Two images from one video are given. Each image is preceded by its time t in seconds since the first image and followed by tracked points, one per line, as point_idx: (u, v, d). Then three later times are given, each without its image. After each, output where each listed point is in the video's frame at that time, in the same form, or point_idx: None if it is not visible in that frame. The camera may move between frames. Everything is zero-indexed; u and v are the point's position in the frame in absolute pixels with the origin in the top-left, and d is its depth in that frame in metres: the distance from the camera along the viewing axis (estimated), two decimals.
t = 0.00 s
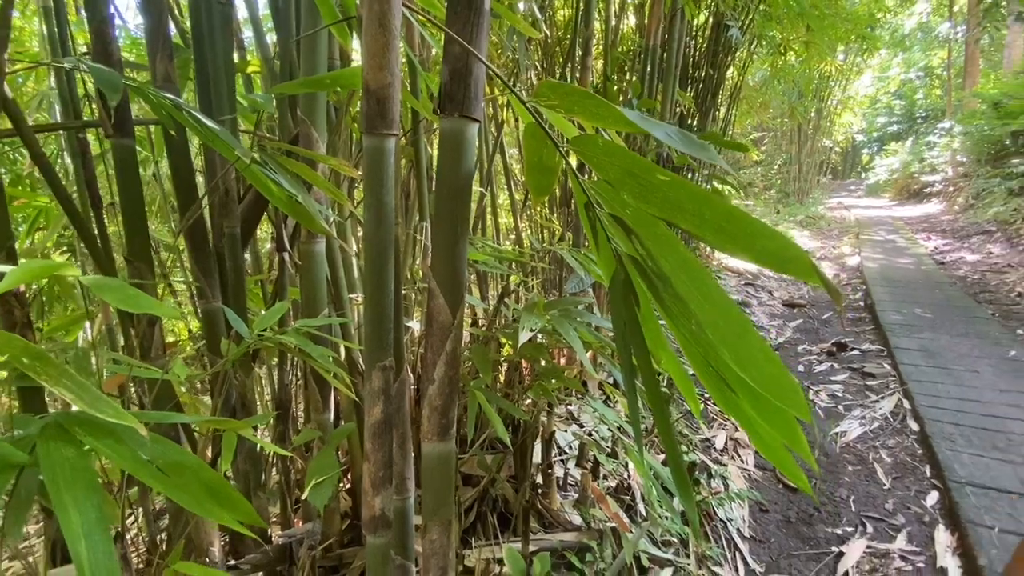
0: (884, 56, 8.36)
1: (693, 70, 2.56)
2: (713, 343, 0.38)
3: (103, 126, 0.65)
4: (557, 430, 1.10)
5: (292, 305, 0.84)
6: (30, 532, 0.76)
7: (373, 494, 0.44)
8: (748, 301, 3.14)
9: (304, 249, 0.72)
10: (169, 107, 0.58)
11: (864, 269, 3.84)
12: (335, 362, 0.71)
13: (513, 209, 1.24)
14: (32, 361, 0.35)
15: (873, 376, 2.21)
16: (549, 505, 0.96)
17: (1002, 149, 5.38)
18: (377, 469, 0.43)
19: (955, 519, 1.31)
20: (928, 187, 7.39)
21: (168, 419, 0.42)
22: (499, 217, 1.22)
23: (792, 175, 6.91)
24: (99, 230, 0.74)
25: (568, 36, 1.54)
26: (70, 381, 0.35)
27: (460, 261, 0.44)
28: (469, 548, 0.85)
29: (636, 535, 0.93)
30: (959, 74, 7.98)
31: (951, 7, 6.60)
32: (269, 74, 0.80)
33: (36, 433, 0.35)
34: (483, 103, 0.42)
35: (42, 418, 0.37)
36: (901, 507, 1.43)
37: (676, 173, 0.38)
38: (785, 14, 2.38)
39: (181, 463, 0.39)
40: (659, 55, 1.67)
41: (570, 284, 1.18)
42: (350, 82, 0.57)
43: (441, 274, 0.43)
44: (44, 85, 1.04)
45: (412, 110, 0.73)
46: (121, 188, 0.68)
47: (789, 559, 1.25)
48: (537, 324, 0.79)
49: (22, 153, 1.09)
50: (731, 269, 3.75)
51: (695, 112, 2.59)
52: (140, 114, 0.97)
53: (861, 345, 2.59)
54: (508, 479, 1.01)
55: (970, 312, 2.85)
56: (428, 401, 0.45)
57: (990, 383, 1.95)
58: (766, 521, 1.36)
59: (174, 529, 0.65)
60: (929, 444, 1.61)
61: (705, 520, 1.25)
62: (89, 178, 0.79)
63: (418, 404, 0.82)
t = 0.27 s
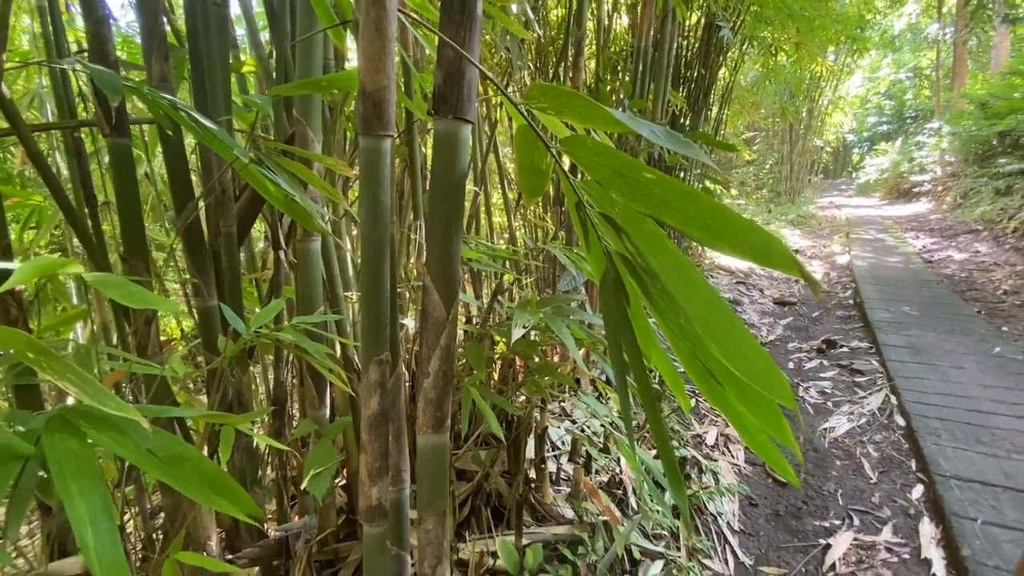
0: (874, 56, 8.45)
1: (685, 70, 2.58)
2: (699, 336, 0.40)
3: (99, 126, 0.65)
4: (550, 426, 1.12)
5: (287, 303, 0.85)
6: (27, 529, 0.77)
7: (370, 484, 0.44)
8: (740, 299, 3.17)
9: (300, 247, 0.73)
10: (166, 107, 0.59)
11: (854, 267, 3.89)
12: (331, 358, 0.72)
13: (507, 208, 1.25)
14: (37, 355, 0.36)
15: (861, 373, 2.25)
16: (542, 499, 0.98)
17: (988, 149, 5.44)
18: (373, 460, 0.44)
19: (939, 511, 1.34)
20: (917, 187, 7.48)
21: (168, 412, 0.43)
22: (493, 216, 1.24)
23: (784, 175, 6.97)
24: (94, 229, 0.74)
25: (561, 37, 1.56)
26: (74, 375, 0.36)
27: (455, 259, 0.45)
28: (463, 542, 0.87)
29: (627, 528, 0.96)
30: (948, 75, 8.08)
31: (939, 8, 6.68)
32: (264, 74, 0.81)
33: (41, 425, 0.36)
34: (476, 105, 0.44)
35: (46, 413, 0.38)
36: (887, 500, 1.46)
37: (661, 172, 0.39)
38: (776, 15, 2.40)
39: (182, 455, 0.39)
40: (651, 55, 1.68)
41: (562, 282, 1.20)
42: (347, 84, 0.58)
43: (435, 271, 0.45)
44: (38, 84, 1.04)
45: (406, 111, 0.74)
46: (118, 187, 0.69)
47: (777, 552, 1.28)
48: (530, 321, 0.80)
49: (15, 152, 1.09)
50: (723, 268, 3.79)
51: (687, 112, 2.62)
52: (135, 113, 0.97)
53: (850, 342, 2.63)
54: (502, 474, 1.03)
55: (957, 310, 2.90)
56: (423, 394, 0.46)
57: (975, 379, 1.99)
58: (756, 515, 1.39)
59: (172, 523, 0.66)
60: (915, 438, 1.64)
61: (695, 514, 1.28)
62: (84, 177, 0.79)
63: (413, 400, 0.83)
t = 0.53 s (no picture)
0: (865, 59, 8.54)
1: (678, 72, 2.61)
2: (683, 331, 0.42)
3: (99, 127, 0.66)
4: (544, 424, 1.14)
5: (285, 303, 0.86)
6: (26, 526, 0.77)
7: (369, 476, 0.46)
8: (732, 299, 3.20)
9: (297, 247, 0.74)
10: (168, 110, 0.60)
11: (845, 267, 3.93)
12: (328, 356, 0.73)
13: (502, 209, 1.27)
14: (47, 350, 0.37)
15: (851, 371, 2.28)
16: (536, 495, 1.00)
17: (976, 151, 5.50)
18: (372, 452, 0.46)
19: (926, 506, 1.37)
20: (907, 188, 7.56)
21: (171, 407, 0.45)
22: (488, 216, 1.25)
23: (776, 176, 7.03)
24: (94, 229, 0.75)
25: (555, 39, 1.57)
26: (82, 370, 0.37)
27: (450, 258, 0.46)
28: (459, 537, 0.88)
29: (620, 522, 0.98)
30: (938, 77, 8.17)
31: (929, 11, 6.76)
32: (261, 77, 0.82)
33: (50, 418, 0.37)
34: (470, 110, 0.45)
35: (53, 407, 0.39)
36: (875, 495, 1.49)
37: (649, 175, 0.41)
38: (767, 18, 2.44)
39: (186, 447, 0.41)
40: (644, 58, 1.71)
41: (556, 281, 1.22)
42: (346, 88, 0.60)
43: (432, 270, 0.46)
44: (35, 85, 1.05)
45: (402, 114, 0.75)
46: (117, 187, 0.70)
47: (768, 546, 1.30)
48: (524, 320, 0.82)
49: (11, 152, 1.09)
50: (716, 268, 3.82)
51: (680, 114, 2.65)
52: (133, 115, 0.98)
53: (840, 341, 2.66)
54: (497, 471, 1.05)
55: (945, 310, 2.94)
56: (420, 389, 0.48)
57: (962, 377, 2.03)
58: (747, 511, 1.41)
59: (172, 518, 0.67)
60: (903, 435, 1.67)
61: (687, 510, 1.30)
62: (82, 177, 0.80)
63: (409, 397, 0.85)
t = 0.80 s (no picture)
0: (859, 63, 8.62)
1: (672, 76, 2.64)
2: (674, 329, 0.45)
3: (103, 129, 0.68)
4: (539, 421, 1.16)
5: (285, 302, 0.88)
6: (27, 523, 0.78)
7: (368, 466, 0.47)
8: (727, 300, 3.23)
9: (297, 248, 0.76)
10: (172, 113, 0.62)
11: (838, 269, 3.97)
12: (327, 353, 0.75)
13: (498, 210, 1.29)
14: (60, 345, 0.38)
15: (843, 371, 2.31)
16: (532, 491, 1.02)
17: (968, 154, 5.56)
18: (372, 444, 0.47)
19: (915, 502, 1.39)
20: (901, 191, 7.63)
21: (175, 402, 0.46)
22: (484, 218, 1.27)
23: (771, 179, 7.08)
24: (96, 229, 0.77)
25: (551, 43, 1.60)
26: (93, 364, 0.39)
27: (447, 257, 0.48)
28: (455, 532, 0.90)
29: (614, 518, 1.00)
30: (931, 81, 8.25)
31: (921, 16, 6.83)
32: (261, 80, 0.84)
33: (63, 410, 0.38)
34: (466, 115, 0.47)
35: (62, 401, 0.40)
36: (865, 493, 1.51)
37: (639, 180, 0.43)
38: (760, 23, 2.47)
39: (192, 439, 0.42)
40: (638, 62, 1.73)
41: (552, 282, 1.24)
42: (346, 93, 0.62)
43: (429, 268, 0.48)
44: (35, 87, 1.06)
45: (401, 118, 0.77)
46: (120, 188, 0.71)
47: (760, 543, 1.32)
48: (519, 319, 0.84)
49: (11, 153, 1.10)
50: (711, 270, 3.85)
51: (675, 117, 2.67)
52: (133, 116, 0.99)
53: (833, 342, 2.69)
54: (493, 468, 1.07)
55: (937, 311, 2.98)
56: (418, 383, 0.49)
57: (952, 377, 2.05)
58: (739, 508, 1.43)
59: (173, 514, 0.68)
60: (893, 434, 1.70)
61: (681, 507, 1.32)
62: (84, 178, 0.81)
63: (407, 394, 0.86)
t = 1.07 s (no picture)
0: (853, 68, 8.69)
1: (667, 80, 2.66)
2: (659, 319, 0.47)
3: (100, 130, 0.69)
4: (533, 421, 1.17)
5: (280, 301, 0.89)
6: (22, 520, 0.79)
7: (360, 459, 0.49)
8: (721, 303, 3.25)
9: (292, 247, 0.77)
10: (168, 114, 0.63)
11: (832, 272, 4.00)
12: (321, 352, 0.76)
13: (492, 212, 1.30)
14: (57, 339, 0.39)
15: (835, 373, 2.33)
16: (524, 489, 1.03)
17: (960, 159, 5.61)
18: (363, 436, 0.48)
19: (904, 501, 1.41)
20: (894, 195, 7.68)
21: (171, 397, 0.47)
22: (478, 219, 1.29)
23: (766, 183, 7.13)
24: (93, 229, 0.78)
25: (546, 48, 1.61)
26: (90, 357, 0.40)
27: (438, 255, 0.49)
28: (447, 530, 0.91)
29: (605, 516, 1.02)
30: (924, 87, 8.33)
31: (914, 22, 6.90)
32: (258, 83, 0.85)
33: (61, 403, 0.39)
34: (457, 117, 0.48)
35: (59, 394, 0.41)
36: (855, 492, 1.53)
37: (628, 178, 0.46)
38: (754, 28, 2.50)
39: (188, 433, 0.43)
40: (632, 67, 1.75)
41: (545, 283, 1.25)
42: (340, 95, 0.63)
43: (420, 266, 0.49)
44: (32, 88, 1.07)
45: (394, 121, 0.79)
46: (117, 188, 0.72)
47: (751, 542, 1.34)
48: (511, 318, 0.85)
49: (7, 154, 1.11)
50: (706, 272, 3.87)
51: (670, 121, 2.70)
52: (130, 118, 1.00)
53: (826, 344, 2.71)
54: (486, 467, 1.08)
55: (928, 313, 3.01)
56: (409, 378, 0.50)
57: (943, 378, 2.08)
58: (731, 508, 1.44)
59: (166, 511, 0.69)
60: (884, 434, 1.72)
61: (673, 506, 1.33)
62: (81, 178, 0.82)
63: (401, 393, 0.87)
